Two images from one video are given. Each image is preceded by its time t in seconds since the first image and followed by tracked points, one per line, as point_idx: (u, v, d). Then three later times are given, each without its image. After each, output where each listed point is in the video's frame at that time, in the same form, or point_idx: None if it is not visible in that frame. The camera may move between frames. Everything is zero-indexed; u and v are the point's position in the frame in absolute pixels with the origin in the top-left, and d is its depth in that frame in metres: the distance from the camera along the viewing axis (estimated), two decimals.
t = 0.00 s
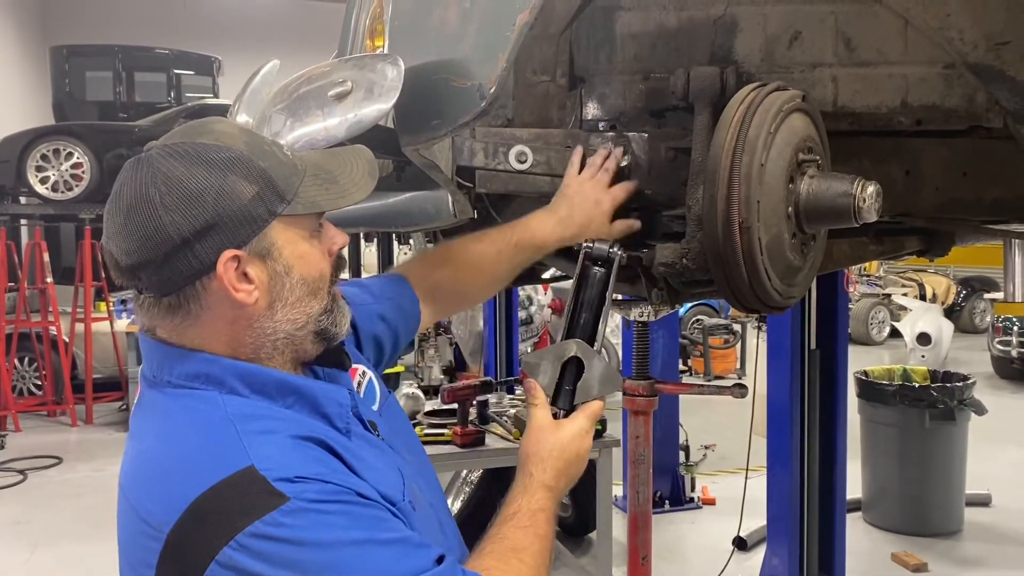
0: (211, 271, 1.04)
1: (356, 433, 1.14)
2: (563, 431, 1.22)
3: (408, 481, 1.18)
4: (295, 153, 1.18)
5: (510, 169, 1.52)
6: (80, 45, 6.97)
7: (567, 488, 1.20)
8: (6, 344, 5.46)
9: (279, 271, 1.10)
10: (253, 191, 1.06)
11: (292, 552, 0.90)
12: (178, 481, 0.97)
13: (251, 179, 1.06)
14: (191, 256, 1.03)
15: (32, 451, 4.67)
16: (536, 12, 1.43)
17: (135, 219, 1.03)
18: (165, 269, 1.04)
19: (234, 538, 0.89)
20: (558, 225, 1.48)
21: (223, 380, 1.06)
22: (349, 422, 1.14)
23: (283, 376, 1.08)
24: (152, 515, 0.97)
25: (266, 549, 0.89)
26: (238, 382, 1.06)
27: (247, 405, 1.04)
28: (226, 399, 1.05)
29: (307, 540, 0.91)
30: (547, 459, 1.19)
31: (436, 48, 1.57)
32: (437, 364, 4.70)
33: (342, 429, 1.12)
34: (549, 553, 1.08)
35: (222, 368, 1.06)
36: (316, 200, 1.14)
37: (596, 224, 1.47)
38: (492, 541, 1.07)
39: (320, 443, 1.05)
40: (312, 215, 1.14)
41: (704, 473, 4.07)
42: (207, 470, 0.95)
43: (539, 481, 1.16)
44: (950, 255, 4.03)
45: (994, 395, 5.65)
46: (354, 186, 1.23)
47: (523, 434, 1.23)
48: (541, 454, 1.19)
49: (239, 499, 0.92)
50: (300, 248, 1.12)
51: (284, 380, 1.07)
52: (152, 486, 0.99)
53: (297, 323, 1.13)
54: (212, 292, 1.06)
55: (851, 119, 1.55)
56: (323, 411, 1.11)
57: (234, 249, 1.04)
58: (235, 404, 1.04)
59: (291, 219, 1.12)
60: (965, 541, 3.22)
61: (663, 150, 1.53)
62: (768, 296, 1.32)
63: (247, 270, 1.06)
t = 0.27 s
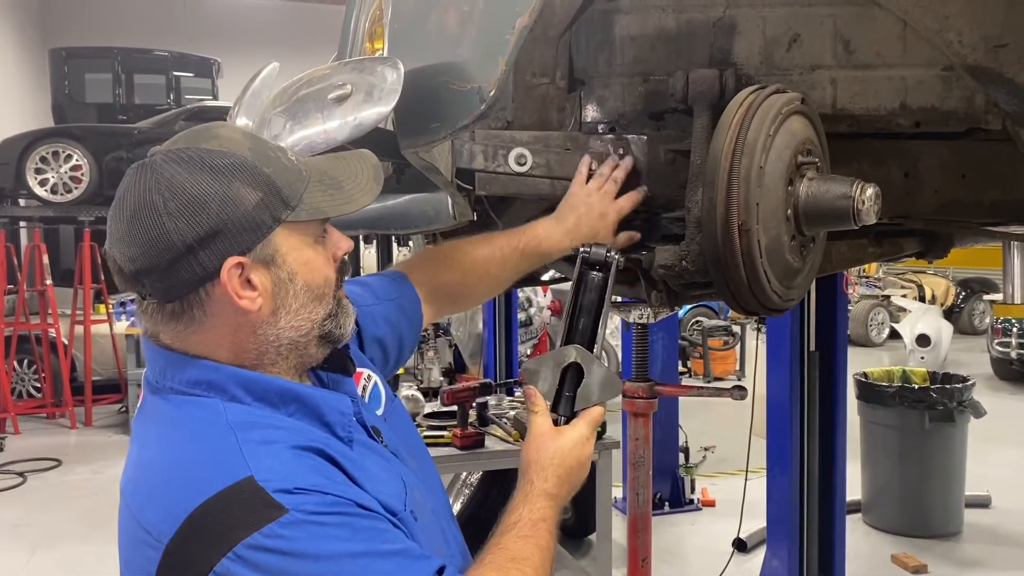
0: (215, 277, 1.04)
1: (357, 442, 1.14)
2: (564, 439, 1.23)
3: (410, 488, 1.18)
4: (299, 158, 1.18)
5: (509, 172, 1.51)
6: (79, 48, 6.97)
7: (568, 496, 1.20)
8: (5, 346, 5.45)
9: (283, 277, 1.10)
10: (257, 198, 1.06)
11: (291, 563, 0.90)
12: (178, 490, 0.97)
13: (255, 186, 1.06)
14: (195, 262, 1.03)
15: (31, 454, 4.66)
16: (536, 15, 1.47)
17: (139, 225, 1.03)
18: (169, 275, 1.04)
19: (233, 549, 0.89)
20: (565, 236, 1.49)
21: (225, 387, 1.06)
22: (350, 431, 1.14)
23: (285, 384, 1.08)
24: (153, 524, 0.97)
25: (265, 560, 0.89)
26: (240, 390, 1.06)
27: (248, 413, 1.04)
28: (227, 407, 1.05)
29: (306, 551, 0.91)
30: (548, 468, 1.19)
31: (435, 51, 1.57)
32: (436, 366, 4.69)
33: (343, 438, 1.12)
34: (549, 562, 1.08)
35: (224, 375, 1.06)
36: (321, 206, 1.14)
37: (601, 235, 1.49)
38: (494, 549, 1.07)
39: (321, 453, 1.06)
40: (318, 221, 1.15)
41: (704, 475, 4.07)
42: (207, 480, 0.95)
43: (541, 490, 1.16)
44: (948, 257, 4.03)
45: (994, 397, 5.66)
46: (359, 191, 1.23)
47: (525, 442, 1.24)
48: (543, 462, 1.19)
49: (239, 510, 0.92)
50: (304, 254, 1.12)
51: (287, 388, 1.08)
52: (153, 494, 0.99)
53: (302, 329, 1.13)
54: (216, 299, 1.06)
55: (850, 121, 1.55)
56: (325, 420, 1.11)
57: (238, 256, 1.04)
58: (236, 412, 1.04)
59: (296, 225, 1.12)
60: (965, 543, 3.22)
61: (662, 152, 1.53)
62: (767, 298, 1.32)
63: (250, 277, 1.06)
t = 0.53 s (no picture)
0: (216, 284, 1.04)
1: (359, 445, 1.14)
2: (566, 441, 1.23)
3: (411, 493, 1.18)
4: (301, 164, 1.18)
5: (508, 174, 1.52)
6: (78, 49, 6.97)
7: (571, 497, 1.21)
8: (5, 348, 5.45)
9: (284, 284, 1.10)
10: (259, 205, 1.06)
11: (293, 568, 0.90)
12: (181, 495, 0.97)
13: (257, 192, 1.06)
14: (196, 269, 1.03)
15: (30, 456, 4.66)
16: (534, 18, 1.49)
17: (140, 232, 1.03)
18: (170, 282, 1.04)
19: (236, 554, 0.89)
20: (567, 238, 1.49)
21: (227, 393, 1.06)
22: (352, 435, 1.14)
23: (286, 389, 1.08)
24: (155, 530, 0.97)
25: (269, 566, 0.89)
26: (241, 395, 1.06)
27: (250, 418, 1.04)
28: (229, 412, 1.05)
29: (308, 557, 0.91)
30: (551, 469, 1.19)
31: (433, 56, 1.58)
32: (435, 367, 4.69)
33: (345, 442, 1.12)
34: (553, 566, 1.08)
35: (227, 381, 1.06)
36: (323, 213, 1.14)
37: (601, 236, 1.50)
38: (497, 552, 1.06)
39: (322, 457, 1.05)
40: (320, 228, 1.15)
41: (704, 476, 4.08)
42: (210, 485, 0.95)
43: (543, 493, 1.17)
44: (948, 258, 4.04)
45: (993, 398, 5.66)
46: (360, 197, 1.23)
47: (527, 445, 1.24)
48: (545, 464, 1.19)
49: (242, 515, 0.92)
50: (305, 261, 1.13)
51: (288, 392, 1.08)
52: (155, 500, 0.99)
53: (303, 335, 1.13)
54: (217, 306, 1.06)
55: (848, 124, 1.55)
56: (326, 424, 1.11)
57: (240, 263, 1.05)
58: (238, 417, 1.04)
59: (298, 231, 1.12)
60: (964, 544, 3.22)
61: (661, 155, 1.54)
62: (766, 301, 1.32)
63: (252, 284, 1.07)
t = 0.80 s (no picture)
0: (215, 289, 1.04)
1: (359, 443, 1.14)
2: (568, 439, 1.23)
3: (411, 492, 1.18)
4: (299, 166, 1.17)
5: (507, 176, 1.50)
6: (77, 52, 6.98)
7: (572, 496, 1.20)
8: (3, 351, 5.45)
9: (284, 287, 1.10)
10: (257, 209, 1.05)
11: (294, 563, 0.90)
12: (181, 492, 0.97)
13: (255, 197, 1.06)
14: (195, 274, 1.03)
15: (29, 458, 4.66)
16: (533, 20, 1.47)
17: (138, 237, 1.03)
18: (169, 286, 1.04)
19: (236, 549, 0.89)
20: (567, 241, 1.49)
21: (227, 392, 1.06)
22: (352, 432, 1.14)
23: (286, 387, 1.08)
24: (155, 527, 0.96)
25: (269, 560, 0.89)
26: (241, 394, 1.06)
27: (249, 416, 1.04)
28: (228, 410, 1.05)
29: (309, 551, 0.91)
30: (552, 468, 1.19)
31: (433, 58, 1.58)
32: (435, 369, 4.70)
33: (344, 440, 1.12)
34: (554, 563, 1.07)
35: (227, 380, 1.06)
36: (322, 217, 1.14)
37: (601, 239, 1.50)
38: (499, 548, 1.06)
39: (322, 454, 1.05)
40: (319, 233, 1.15)
41: (703, 478, 4.07)
42: (210, 481, 0.95)
43: (545, 491, 1.17)
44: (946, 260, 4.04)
45: (992, 399, 5.66)
46: (359, 200, 1.23)
47: (527, 443, 1.24)
48: (547, 463, 1.19)
49: (242, 511, 0.92)
50: (304, 265, 1.12)
51: (288, 390, 1.08)
52: (155, 498, 0.99)
53: (301, 338, 1.13)
54: (216, 310, 1.06)
55: (848, 125, 1.55)
56: (326, 421, 1.11)
57: (238, 268, 1.04)
58: (237, 415, 1.04)
59: (298, 236, 1.12)
60: (964, 545, 3.22)
61: (660, 156, 1.54)
62: (766, 302, 1.32)
63: (250, 288, 1.06)
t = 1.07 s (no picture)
0: (213, 291, 1.04)
1: (356, 443, 1.14)
2: (568, 442, 1.23)
3: (410, 492, 1.18)
4: (301, 168, 1.17)
5: (506, 177, 1.49)
6: (76, 54, 6.98)
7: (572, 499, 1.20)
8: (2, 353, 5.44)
9: (282, 291, 1.09)
10: (257, 213, 1.05)
11: (290, 563, 0.89)
12: (177, 492, 0.96)
13: (254, 200, 1.06)
14: (193, 277, 1.03)
15: (28, 460, 4.65)
16: (533, 21, 1.50)
17: (136, 238, 1.03)
18: (166, 288, 1.04)
19: (232, 548, 0.89)
20: (565, 244, 1.47)
21: (225, 392, 1.06)
22: (349, 432, 1.14)
23: (283, 387, 1.08)
24: (151, 527, 0.96)
25: (264, 559, 0.89)
26: (239, 394, 1.06)
27: (247, 417, 1.04)
28: (226, 410, 1.05)
29: (305, 551, 0.90)
30: (554, 470, 1.19)
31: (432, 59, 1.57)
32: (434, 371, 4.70)
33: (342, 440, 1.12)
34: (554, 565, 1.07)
35: (225, 381, 1.06)
36: (321, 220, 1.13)
37: (600, 242, 1.49)
38: (498, 549, 1.06)
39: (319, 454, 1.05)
40: (320, 237, 1.14)
41: (703, 479, 4.07)
42: (206, 481, 0.95)
43: (545, 493, 1.16)
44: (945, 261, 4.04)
45: (992, 400, 5.66)
46: (360, 205, 1.22)
47: (529, 446, 1.23)
48: (547, 465, 1.19)
49: (238, 510, 0.91)
50: (303, 269, 1.12)
51: (285, 391, 1.07)
52: (152, 498, 0.98)
53: (300, 341, 1.13)
54: (214, 312, 1.05)
55: (846, 126, 1.55)
56: (323, 421, 1.11)
57: (237, 271, 1.04)
58: (234, 415, 1.04)
59: (298, 239, 1.11)
60: (964, 546, 3.22)
61: (660, 158, 1.54)
62: (765, 303, 1.32)
63: (249, 290, 1.06)
